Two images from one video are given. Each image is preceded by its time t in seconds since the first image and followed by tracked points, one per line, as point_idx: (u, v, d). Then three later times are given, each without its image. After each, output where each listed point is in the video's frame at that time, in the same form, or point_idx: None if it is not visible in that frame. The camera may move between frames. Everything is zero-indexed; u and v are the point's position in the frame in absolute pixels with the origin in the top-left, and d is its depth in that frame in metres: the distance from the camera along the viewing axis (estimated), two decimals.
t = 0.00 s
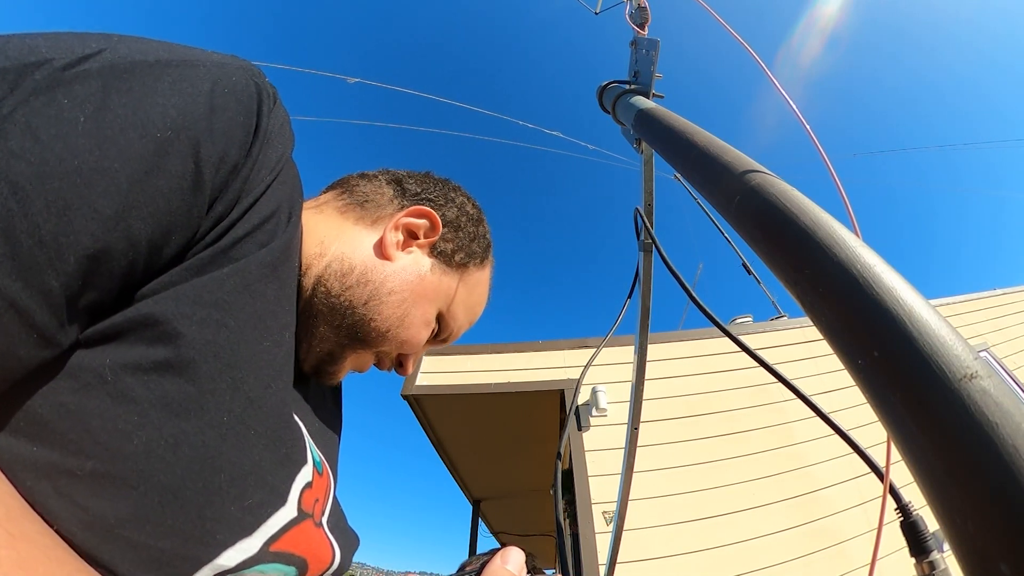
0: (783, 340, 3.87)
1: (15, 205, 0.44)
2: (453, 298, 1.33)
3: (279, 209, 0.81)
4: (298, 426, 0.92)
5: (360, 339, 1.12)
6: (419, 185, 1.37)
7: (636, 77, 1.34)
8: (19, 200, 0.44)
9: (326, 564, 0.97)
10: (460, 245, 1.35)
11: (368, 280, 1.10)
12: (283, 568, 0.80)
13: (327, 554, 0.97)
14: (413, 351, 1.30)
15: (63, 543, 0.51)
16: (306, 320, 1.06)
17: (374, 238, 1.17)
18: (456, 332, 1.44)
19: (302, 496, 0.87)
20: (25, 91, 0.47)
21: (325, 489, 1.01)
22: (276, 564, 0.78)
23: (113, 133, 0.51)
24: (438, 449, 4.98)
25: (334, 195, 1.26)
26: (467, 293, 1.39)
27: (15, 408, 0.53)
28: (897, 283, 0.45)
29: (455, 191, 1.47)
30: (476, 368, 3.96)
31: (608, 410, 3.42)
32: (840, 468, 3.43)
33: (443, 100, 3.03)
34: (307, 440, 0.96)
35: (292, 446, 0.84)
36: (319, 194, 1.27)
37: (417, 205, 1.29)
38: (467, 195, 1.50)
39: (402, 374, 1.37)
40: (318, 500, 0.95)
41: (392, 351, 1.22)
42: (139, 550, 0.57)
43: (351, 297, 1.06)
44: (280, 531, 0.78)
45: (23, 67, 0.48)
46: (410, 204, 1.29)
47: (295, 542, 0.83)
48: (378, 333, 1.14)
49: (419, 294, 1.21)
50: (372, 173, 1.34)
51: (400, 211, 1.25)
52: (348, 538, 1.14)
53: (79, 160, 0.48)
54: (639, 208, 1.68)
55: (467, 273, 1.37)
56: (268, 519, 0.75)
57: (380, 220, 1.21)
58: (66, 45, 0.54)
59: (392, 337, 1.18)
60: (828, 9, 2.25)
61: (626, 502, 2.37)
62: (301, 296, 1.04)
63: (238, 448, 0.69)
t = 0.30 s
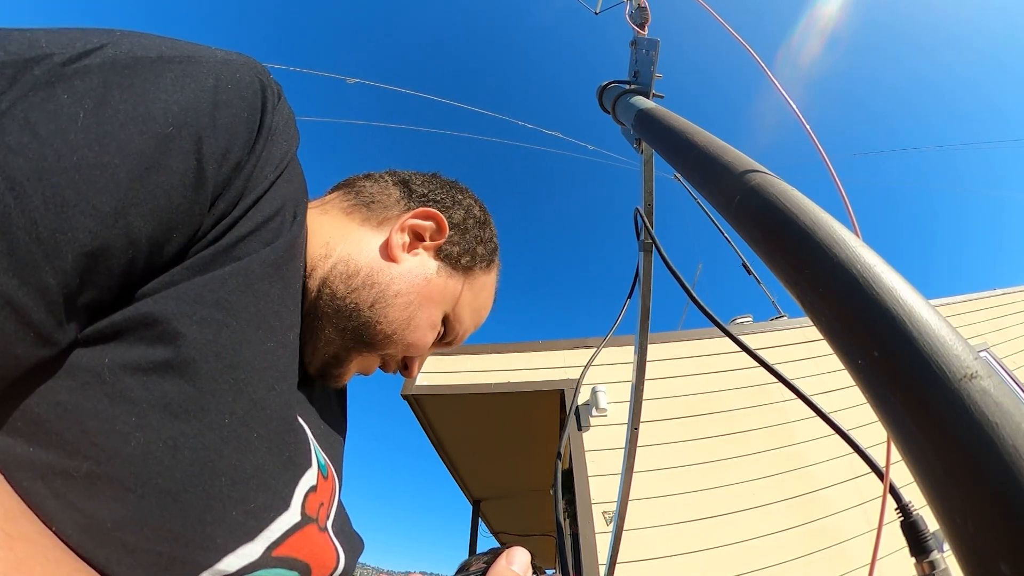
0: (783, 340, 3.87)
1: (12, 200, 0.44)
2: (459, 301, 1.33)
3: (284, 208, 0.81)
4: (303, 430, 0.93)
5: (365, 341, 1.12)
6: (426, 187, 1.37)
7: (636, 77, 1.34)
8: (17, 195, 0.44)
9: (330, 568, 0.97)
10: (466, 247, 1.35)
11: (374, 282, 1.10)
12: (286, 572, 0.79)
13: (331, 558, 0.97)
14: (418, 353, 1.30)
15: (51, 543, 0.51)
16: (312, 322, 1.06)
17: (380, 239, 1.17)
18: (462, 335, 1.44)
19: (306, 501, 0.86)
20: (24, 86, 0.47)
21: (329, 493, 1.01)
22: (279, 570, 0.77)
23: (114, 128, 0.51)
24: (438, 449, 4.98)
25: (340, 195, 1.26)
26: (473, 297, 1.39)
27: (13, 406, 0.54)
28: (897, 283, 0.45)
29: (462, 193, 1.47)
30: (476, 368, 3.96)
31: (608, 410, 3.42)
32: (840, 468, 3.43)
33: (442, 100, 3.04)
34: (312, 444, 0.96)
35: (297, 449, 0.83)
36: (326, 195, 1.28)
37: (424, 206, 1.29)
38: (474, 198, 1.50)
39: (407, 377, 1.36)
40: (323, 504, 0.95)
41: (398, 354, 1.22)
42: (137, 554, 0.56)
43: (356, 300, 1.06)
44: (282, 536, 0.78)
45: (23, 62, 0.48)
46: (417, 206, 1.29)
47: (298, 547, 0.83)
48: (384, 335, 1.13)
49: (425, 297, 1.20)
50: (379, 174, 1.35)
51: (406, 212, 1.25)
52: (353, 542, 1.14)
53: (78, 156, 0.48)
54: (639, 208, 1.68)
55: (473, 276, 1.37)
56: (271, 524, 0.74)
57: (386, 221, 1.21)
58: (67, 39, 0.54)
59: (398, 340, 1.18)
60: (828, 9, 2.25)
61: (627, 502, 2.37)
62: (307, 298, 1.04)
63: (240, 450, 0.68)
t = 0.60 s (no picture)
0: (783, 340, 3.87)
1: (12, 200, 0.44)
2: (461, 300, 1.33)
3: (285, 208, 0.81)
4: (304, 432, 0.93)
5: (367, 339, 1.11)
6: (427, 185, 1.37)
7: (636, 77, 1.34)
8: (17, 196, 0.44)
9: (332, 570, 0.97)
10: (467, 246, 1.35)
11: (375, 279, 1.10)
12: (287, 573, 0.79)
13: (332, 560, 0.96)
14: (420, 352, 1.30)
15: (48, 543, 0.51)
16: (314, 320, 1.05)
17: (381, 237, 1.17)
18: (464, 333, 1.43)
19: (307, 502, 0.86)
20: (24, 86, 0.47)
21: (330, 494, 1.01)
22: (279, 571, 0.77)
23: (114, 128, 0.51)
24: (438, 449, 4.98)
25: (343, 194, 1.26)
26: (475, 296, 1.39)
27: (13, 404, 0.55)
28: (897, 283, 0.45)
29: (464, 192, 1.47)
30: (476, 368, 3.96)
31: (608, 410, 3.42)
32: (840, 468, 3.43)
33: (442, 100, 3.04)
34: (314, 448, 0.97)
35: (300, 447, 0.83)
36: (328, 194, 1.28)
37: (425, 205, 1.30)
38: (476, 198, 1.50)
39: (409, 377, 1.36)
40: (324, 506, 0.95)
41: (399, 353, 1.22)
42: (134, 555, 0.56)
43: (358, 297, 1.06)
44: (283, 537, 0.77)
45: (23, 63, 0.48)
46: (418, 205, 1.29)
47: (299, 549, 0.82)
48: (386, 333, 1.13)
49: (426, 295, 1.20)
50: (381, 173, 1.35)
51: (407, 211, 1.25)
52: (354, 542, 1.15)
53: (79, 156, 0.48)
54: (639, 208, 1.68)
55: (474, 275, 1.37)
56: (272, 525, 0.74)
57: (388, 220, 1.21)
58: (67, 40, 0.54)
59: (400, 339, 1.17)
60: (828, 9, 2.25)
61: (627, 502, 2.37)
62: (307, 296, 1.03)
63: (239, 451, 0.68)
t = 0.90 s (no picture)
0: (783, 340, 3.87)
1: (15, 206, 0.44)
2: (464, 298, 1.31)
3: (288, 212, 0.81)
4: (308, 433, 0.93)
5: (364, 336, 1.11)
6: (426, 185, 1.38)
7: (636, 77, 1.34)
8: (19, 201, 0.44)
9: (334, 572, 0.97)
10: (468, 241, 1.34)
11: (372, 275, 1.10)
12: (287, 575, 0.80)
13: (335, 560, 0.98)
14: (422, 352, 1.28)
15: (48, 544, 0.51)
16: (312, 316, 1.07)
17: (378, 233, 1.18)
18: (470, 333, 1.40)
19: (309, 506, 0.86)
20: (26, 90, 0.47)
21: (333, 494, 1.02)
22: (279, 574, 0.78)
23: (117, 133, 0.51)
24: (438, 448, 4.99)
25: (342, 196, 1.28)
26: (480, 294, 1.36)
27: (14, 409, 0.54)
28: (897, 283, 0.45)
29: (463, 190, 1.48)
30: (476, 368, 3.97)
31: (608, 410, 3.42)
32: (840, 468, 3.44)
33: (443, 100, 3.05)
34: (319, 448, 0.99)
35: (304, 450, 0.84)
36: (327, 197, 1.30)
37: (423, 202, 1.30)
38: (476, 196, 1.50)
39: (416, 379, 1.34)
40: (327, 508, 0.96)
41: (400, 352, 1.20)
42: (135, 558, 0.57)
43: (354, 293, 1.06)
44: (284, 540, 0.78)
45: (24, 66, 0.48)
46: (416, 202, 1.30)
47: (300, 551, 0.83)
48: (384, 330, 1.12)
49: (426, 291, 1.19)
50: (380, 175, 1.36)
51: (405, 208, 1.26)
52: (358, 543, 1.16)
53: (81, 160, 0.48)
54: (639, 208, 1.68)
55: (477, 271, 1.35)
56: (274, 529, 0.74)
57: (386, 218, 1.22)
58: (71, 44, 0.54)
59: (398, 336, 1.16)
60: (828, 9, 2.25)
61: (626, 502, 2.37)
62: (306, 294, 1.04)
63: (241, 454, 0.68)
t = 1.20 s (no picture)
0: (783, 340, 3.87)
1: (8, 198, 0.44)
2: (474, 276, 1.28)
3: (289, 207, 0.81)
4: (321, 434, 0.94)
5: (372, 320, 1.10)
6: (425, 171, 1.40)
7: (636, 77, 1.34)
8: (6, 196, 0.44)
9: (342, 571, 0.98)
10: (470, 215, 1.34)
11: (375, 258, 1.10)
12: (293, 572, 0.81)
13: (344, 559, 0.98)
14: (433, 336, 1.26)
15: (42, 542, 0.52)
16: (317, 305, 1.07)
17: (379, 216, 1.18)
18: (485, 314, 1.37)
19: (315, 506, 0.87)
20: (17, 85, 0.47)
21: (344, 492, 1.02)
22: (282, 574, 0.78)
23: (108, 128, 0.51)
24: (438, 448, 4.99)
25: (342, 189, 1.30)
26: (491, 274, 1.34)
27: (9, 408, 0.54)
28: (898, 283, 0.45)
29: (459, 170, 1.48)
30: (475, 368, 3.97)
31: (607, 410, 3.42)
32: (840, 468, 3.44)
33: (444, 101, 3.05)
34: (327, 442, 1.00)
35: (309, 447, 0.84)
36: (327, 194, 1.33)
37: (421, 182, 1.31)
38: (473, 172, 1.51)
39: (434, 367, 1.31)
40: (335, 508, 0.96)
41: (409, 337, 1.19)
42: (133, 555, 0.58)
43: (358, 277, 1.06)
44: (288, 541, 0.78)
45: (15, 63, 0.48)
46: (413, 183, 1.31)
47: (305, 551, 0.83)
48: (393, 311, 1.11)
49: (432, 270, 1.18)
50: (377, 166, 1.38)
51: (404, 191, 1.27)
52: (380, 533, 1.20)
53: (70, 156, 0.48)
54: (639, 208, 1.68)
55: (485, 247, 1.34)
56: (276, 530, 0.75)
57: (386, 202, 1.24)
58: (64, 42, 0.54)
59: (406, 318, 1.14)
60: (828, 9, 2.25)
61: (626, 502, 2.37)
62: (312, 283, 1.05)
63: (240, 454, 0.68)
